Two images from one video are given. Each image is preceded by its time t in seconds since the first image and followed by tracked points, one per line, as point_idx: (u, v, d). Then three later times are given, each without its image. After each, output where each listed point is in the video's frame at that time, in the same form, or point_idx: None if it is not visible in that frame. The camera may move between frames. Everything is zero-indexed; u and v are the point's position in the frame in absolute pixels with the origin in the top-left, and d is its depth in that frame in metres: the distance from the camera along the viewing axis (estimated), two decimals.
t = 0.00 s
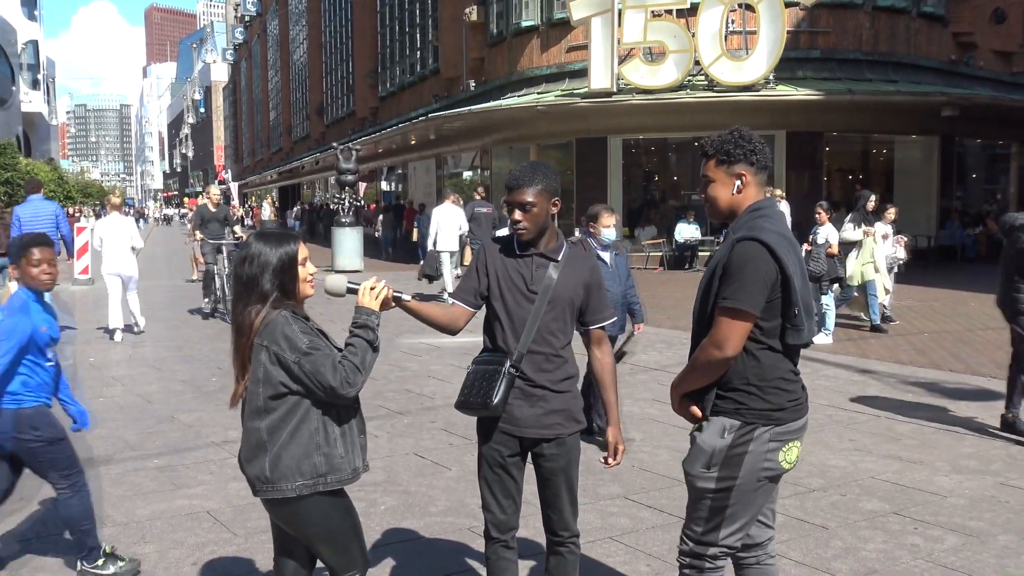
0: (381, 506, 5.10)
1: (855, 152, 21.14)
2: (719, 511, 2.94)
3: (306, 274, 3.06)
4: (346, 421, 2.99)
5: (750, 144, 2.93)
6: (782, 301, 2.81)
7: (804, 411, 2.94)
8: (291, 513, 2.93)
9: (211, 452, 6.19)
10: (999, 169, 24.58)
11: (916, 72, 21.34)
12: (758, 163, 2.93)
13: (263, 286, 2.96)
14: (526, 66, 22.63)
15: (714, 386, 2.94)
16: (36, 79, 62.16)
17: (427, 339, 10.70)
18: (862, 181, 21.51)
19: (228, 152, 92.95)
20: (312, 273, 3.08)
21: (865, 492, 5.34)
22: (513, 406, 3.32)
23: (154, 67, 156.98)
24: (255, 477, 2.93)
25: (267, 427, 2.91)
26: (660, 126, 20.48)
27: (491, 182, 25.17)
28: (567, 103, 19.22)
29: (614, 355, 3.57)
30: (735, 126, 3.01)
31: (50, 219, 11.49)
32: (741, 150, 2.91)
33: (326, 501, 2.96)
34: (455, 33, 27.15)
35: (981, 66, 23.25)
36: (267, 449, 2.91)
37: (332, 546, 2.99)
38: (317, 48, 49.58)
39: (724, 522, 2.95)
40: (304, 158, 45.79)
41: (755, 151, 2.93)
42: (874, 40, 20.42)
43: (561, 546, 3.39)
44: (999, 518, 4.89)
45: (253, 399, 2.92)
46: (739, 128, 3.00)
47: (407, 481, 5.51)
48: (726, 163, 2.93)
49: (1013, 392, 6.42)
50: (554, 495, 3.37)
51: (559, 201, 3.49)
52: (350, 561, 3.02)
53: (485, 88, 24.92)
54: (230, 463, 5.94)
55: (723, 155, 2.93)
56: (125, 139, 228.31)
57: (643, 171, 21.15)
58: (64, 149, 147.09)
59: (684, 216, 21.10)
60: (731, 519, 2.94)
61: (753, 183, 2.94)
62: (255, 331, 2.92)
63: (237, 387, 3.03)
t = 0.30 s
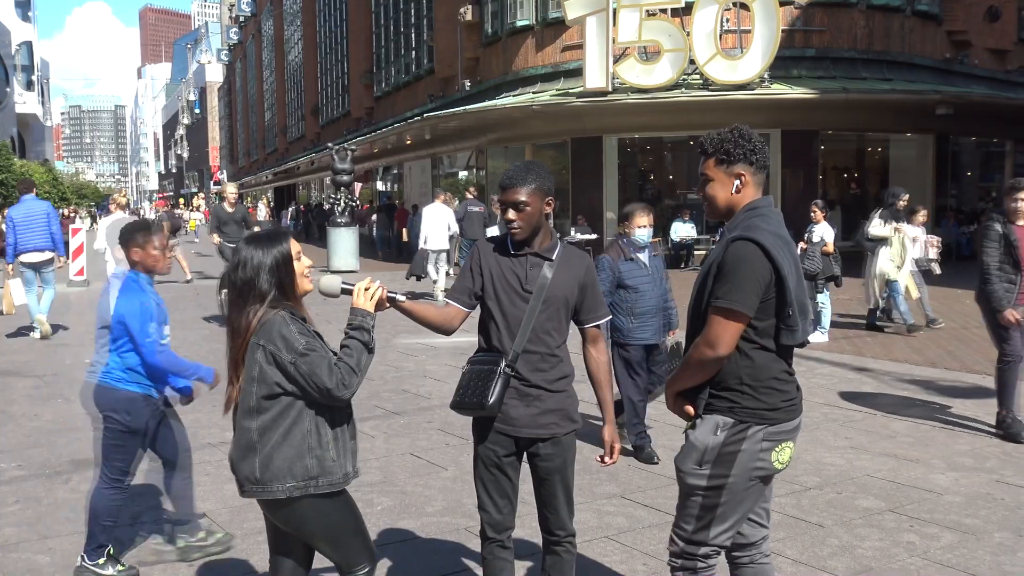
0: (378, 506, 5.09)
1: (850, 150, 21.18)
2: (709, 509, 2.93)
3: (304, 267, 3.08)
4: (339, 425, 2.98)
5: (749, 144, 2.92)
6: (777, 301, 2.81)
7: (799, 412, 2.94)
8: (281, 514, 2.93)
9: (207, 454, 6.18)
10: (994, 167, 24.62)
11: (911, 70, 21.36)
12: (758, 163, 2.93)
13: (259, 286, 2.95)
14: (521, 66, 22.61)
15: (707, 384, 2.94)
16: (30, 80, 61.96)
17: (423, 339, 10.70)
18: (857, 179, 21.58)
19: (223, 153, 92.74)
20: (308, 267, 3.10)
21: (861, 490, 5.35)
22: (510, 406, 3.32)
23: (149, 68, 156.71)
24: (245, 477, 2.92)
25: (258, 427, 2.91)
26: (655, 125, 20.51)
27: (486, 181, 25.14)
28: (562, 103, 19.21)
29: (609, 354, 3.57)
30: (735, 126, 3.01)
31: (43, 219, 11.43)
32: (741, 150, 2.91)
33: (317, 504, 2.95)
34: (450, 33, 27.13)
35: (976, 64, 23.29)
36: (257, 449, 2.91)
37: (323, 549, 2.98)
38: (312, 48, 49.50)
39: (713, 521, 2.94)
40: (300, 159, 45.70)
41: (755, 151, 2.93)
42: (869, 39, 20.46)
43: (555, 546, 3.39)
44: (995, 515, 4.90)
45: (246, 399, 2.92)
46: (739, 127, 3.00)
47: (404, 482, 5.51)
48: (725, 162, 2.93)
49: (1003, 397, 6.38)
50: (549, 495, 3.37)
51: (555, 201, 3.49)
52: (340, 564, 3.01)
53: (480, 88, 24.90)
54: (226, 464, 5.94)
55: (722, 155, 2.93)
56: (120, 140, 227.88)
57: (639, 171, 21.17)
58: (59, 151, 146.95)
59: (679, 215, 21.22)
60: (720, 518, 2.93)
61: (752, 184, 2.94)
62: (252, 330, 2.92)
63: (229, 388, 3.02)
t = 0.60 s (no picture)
0: (375, 506, 5.10)
1: (848, 152, 21.21)
2: (693, 509, 2.95)
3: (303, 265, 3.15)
4: (342, 426, 2.99)
5: (749, 144, 2.93)
6: (773, 304, 2.81)
7: (795, 416, 2.95)
8: (285, 516, 2.93)
9: (204, 453, 6.17)
10: (991, 169, 24.66)
11: (908, 72, 21.40)
12: (757, 163, 2.94)
13: (256, 288, 2.96)
14: (519, 66, 22.63)
15: (704, 387, 2.95)
16: (27, 79, 61.89)
17: (420, 339, 10.70)
18: (855, 181, 21.61)
19: (221, 152, 92.67)
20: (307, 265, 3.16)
21: (857, 491, 5.36)
22: (508, 407, 3.33)
23: (147, 68, 156.57)
24: (250, 479, 2.92)
25: (262, 429, 2.91)
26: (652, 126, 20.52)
27: (484, 182, 25.16)
28: (560, 103, 19.22)
29: (606, 353, 3.57)
30: (734, 126, 3.01)
31: (39, 218, 11.43)
32: (740, 150, 2.91)
33: (322, 506, 2.94)
34: (448, 33, 27.13)
35: (973, 66, 23.33)
36: (262, 451, 2.91)
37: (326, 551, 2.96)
38: (310, 48, 49.49)
39: (695, 522, 2.95)
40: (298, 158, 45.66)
41: (754, 151, 2.94)
42: (866, 41, 20.50)
43: (553, 547, 3.38)
44: (991, 517, 4.91)
45: (249, 401, 2.92)
46: (739, 127, 3.00)
47: (401, 482, 5.51)
48: (724, 162, 2.93)
49: (969, 392, 6.50)
50: (547, 495, 3.37)
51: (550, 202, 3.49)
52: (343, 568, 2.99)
53: (478, 89, 24.91)
54: (223, 464, 5.94)
55: (722, 155, 2.93)
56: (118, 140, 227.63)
57: (636, 172, 21.19)
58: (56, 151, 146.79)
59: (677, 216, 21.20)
60: (703, 517, 2.95)
61: (750, 184, 2.95)
62: (252, 332, 2.91)
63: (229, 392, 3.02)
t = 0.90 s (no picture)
0: (372, 505, 5.10)
1: (845, 152, 21.25)
2: (710, 535, 2.93)
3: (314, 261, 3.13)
4: (352, 425, 2.99)
5: (752, 145, 2.91)
6: (759, 315, 2.79)
7: (784, 426, 2.93)
8: (294, 515, 2.92)
9: (201, 452, 6.17)
10: (988, 170, 24.69)
11: (906, 73, 21.41)
12: (759, 166, 2.92)
13: (264, 288, 2.94)
14: (517, 65, 22.63)
15: (689, 394, 2.94)
16: (25, 77, 61.71)
17: (417, 338, 10.69)
18: (852, 182, 21.65)
19: (218, 151, 92.60)
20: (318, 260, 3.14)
21: (854, 491, 5.36)
22: (507, 406, 3.33)
23: (144, 67, 156.42)
24: (260, 478, 2.92)
25: (273, 428, 2.91)
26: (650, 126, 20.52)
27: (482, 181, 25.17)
28: (558, 103, 19.22)
29: (605, 351, 3.56)
30: (742, 125, 2.99)
31: (41, 216, 12.03)
32: (742, 151, 2.90)
33: (330, 505, 2.94)
34: (446, 32, 27.12)
35: (971, 67, 23.36)
36: (273, 450, 2.91)
37: (331, 553, 2.95)
38: (308, 47, 49.46)
39: (715, 546, 2.92)
40: (296, 157, 45.62)
41: (758, 153, 2.92)
42: (864, 41, 20.51)
43: (551, 547, 3.39)
44: (987, 517, 4.92)
45: (261, 399, 2.91)
46: (746, 127, 2.98)
47: (398, 481, 5.51)
48: (726, 162, 2.93)
49: (960, 392, 6.51)
50: (545, 494, 3.37)
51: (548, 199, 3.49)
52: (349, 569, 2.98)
53: (476, 88, 24.92)
54: (220, 462, 5.93)
55: (723, 154, 2.92)
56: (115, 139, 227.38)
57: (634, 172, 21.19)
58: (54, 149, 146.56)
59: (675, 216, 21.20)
60: (722, 542, 2.91)
61: (751, 187, 2.93)
62: (263, 331, 2.91)
63: (239, 391, 3.00)
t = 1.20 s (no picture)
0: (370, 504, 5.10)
1: (843, 153, 21.29)
2: (722, 548, 2.77)
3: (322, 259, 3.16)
4: (359, 422, 3.00)
5: (746, 142, 2.85)
6: (768, 318, 2.69)
7: (788, 431, 2.83)
8: (299, 513, 2.91)
9: (199, 450, 6.17)
10: (986, 170, 24.73)
11: (905, 74, 21.43)
12: (752, 165, 2.85)
13: (274, 284, 2.94)
14: (515, 65, 22.63)
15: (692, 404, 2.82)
16: (24, 75, 61.64)
17: (415, 338, 10.70)
18: (850, 182, 21.68)
19: (217, 150, 92.53)
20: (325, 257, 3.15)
21: (851, 492, 5.37)
22: (507, 406, 3.32)
23: (142, 65, 156.28)
24: (265, 476, 2.91)
25: (282, 424, 2.90)
26: (649, 126, 20.52)
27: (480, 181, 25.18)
28: (556, 102, 19.22)
29: (605, 349, 3.55)
30: (730, 122, 2.94)
31: (44, 215, 12.32)
32: (735, 148, 2.84)
33: (335, 502, 2.94)
34: (444, 32, 27.12)
35: (969, 67, 23.40)
36: (280, 446, 2.90)
37: (335, 551, 2.94)
38: (307, 46, 49.45)
39: (730, 559, 2.76)
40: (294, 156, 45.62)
41: (750, 150, 2.85)
42: (863, 42, 20.53)
43: (549, 546, 3.39)
44: (984, 517, 4.93)
45: (269, 395, 2.91)
46: (737, 123, 2.92)
47: (396, 480, 5.51)
48: (717, 160, 2.87)
49: (956, 391, 6.52)
50: (545, 494, 3.37)
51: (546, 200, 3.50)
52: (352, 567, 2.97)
53: (475, 87, 24.93)
54: (217, 461, 5.93)
55: (715, 152, 2.86)
56: (114, 138, 227.23)
57: (633, 171, 21.21)
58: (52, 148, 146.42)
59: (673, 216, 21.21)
60: (736, 554, 2.76)
61: (743, 186, 2.87)
62: (273, 326, 2.91)
63: (245, 389, 2.99)
